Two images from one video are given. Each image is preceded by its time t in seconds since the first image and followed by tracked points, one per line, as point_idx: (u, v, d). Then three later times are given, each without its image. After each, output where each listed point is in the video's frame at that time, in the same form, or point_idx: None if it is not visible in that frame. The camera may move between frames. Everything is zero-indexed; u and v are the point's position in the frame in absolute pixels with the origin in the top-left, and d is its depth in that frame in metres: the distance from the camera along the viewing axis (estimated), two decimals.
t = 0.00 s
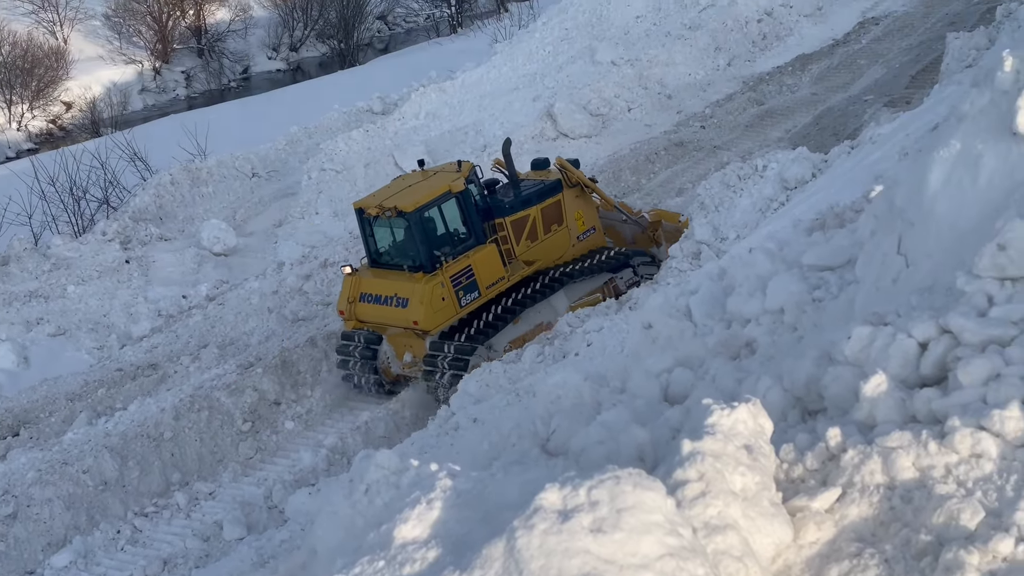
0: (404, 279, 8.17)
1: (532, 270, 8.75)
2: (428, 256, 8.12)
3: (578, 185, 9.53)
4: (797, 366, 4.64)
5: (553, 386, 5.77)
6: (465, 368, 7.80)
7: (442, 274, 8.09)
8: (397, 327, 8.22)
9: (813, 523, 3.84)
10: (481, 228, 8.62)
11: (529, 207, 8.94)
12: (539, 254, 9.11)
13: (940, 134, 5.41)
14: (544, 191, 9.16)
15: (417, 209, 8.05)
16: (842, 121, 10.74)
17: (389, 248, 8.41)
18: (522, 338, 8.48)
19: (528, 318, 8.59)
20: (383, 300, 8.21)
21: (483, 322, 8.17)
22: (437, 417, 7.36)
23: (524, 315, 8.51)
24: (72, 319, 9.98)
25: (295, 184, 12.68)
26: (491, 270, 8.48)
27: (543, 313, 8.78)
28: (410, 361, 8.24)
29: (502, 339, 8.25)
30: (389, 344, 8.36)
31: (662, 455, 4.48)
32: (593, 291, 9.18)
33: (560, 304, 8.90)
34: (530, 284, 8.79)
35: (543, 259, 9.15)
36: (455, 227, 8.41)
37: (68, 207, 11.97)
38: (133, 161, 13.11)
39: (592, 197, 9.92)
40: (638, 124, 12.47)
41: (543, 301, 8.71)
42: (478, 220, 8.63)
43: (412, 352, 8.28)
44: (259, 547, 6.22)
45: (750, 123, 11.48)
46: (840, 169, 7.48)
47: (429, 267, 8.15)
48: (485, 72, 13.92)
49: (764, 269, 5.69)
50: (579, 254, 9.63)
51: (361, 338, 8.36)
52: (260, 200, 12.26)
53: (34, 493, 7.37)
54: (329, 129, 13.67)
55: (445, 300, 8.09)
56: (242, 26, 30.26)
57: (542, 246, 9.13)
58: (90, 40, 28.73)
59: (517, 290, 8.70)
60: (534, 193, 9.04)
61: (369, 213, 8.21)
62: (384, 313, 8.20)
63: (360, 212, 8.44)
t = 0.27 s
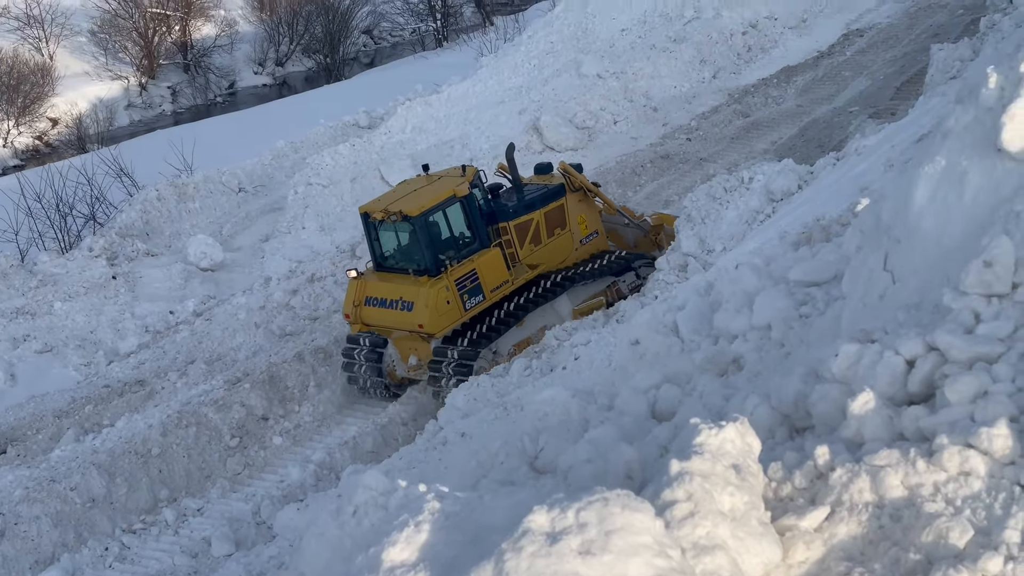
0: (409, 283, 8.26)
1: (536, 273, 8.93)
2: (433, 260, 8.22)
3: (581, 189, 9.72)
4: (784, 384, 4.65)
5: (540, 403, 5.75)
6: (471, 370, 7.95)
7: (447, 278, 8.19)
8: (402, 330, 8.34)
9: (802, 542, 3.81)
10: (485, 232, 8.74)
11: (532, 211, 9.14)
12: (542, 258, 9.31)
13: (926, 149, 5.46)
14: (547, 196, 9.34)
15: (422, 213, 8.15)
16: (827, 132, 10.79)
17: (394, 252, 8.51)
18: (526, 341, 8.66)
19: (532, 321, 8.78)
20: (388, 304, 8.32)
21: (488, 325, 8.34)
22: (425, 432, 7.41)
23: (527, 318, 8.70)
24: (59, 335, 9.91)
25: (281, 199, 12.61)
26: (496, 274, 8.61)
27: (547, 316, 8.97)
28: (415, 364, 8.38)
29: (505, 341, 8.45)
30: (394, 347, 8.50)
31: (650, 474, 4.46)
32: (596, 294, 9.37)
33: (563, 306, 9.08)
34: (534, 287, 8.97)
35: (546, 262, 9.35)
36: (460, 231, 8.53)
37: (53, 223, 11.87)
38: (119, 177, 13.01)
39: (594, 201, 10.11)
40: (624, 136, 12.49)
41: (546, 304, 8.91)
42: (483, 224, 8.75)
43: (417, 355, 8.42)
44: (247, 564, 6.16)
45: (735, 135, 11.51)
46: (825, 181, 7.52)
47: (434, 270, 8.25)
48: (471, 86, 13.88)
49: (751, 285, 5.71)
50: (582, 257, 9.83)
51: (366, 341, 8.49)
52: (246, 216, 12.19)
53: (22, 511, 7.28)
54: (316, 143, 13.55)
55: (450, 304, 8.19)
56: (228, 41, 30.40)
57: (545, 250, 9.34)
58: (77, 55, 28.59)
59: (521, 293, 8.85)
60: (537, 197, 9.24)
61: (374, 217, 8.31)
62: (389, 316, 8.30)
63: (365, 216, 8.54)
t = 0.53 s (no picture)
0: (418, 282, 8.44)
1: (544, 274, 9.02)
2: (441, 260, 8.39)
3: (589, 190, 9.82)
4: (775, 395, 4.66)
5: (532, 414, 5.73)
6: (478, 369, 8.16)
7: (455, 278, 8.36)
8: (410, 329, 8.52)
9: (794, 553, 3.80)
10: (494, 232, 8.89)
11: (541, 211, 9.20)
12: (551, 258, 9.38)
13: (915, 160, 5.52)
14: (556, 196, 9.43)
15: (431, 213, 8.31)
16: (817, 140, 10.83)
17: (403, 252, 8.69)
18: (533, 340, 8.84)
19: (538, 321, 8.94)
20: (397, 303, 8.50)
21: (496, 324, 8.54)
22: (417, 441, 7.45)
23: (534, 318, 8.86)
24: (50, 347, 9.86)
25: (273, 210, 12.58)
26: (503, 274, 8.76)
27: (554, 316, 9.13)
28: (423, 362, 8.57)
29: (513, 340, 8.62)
30: (403, 347, 8.67)
31: (642, 485, 4.45)
32: (603, 294, 9.47)
33: (571, 306, 9.21)
34: (541, 287, 9.10)
35: (554, 263, 9.43)
36: (469, 231, 8.69)
37: (45, 235, 11.82)
38: (110, 189, 12.96)
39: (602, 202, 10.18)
40: (615, 145, 12.52)
41: (553, 304, 9.06)
42: (491, 224, 8.89)
43: (425, 354, 8.62)
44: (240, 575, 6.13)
45: (726, 143, 11.54)
46: (816, 189, 7.54)
47: (443, 270, 8.42)
48: (461, 95, 13.81)
49: (742, 295, 5.72)
50: (590, 257, 9.90)
51: (376, 339, 8.67)
52: (237, 226, 12.16)
53: (13, 523, 7.24)
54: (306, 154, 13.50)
55: (458, 303, 8.37)
56: (218, 53, 30.39)
57: (553, 250, 9.41)
58: (67, 68, 28.48)
59: (529, 293, 9.00)
60: (545, 198, 9.30)
61: (385, 216, 8.48)
62: (398, 315, 8.49)
63: (375, 216, 8.71)
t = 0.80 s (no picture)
0: (428, 280, 8.53)
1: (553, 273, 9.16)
2: (451, 258, 8.47)
3: (600, 190, 9.94)
4: (770, 405, 4.66)
5: (527, 425, 5.72)
6: (486, 366, 8.22)
7: (464, 276, 8.43)
8: (420, 327, 8.61)
9: (789, 565, 3.79)
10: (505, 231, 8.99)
11: (551, 211, 9.35)
12: (560, 257, 9.52)
13: (908, 168, 5.56)
14: (567, 197, 9.56)
15: (442, 211, 8.40)
16: (811, 147, 10.84)
17: (414, 249, 8.79)
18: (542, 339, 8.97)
19: (547, 320, 9.06)
20: (407, 300, 8.58)
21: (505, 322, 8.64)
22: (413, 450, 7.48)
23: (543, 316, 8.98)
24: (44, 357, 9.82)
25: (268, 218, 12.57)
26: (513, 272, 8.87)
27: (564, 315, 9.25)
28: (433, 359, 8.67)
29: (521, 339, 8.74)
30: (413, 343, 8.78)
31: (637, 496, 4.44)
32: (611, 293, 9.62)
33: (579, 306, 9.34)
34: (551, 286, 9.22)
35: (564, 262, 9.56)
36: (479, 230, 8.78)
37: (38, 245, 11.78)
38: (103, 198, 12.92)
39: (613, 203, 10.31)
40: (609, 152, 12.52)
41: (563, 303, 9.17)
42: (502, 223, 8.99)
43: (435, 350, 8.72)
44: None
45: (720, 150, 11.55)
46: (810, 196, 7.55)
47: (453, 268, 8.51)
48: (455, 102, 13.76)
49: (736, 304, 5.72)
50: (599, 257, 10.05)
51: (387, 333, 8.78)
52: (231, 235, 12.15)
53: (7, 534, 7.20)
54: (300, 161, 13.45)
55: (468, 301, 8.45)
56: (212, 61, 30.40)
57: (563, 249, 9.55)
58: (61, 77, 28.37)
59: (539, 291, 9.12)
60: (556, 198, 9.45)
61: (395, 214, 8.58)
62: (408, 312, 8.56)
63: (386, 213, 8.82)
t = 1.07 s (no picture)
0: (438, 277, 8.67)
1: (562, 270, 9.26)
2: (461, 255, 8.61)
3: (608, 188, 10.03)
4: (766, 410, 4.67)
5: (523, 430, 5.72)
6: (496, 360, 8.31)
7: (474, 274, 8.56)
8: (429, 324, 8.73)
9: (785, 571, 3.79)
10: (514, 229, 9.11)
11: (560, 209, 9.46)
12: (569, 254, 9.61)
13: (902, 174, 5.60)
14: (575, 194, 9.67)
15: (451, 209, 8.54)
16: (805, 151, 10.87)
17: (424, 247, 8.92)
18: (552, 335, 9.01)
19: (558, 315, 9.11)
20: (417, 297, 8.72)
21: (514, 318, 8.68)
22: (409, 455, 7.49)
23: (552, 313, 9.03)
24: (39, 364, 9.78)
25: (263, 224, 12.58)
26: (523, 269, 8.99)
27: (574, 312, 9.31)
28: (442, 355, 8.75)
29: (532, 335, 8.77)
30: (422, 339, 8.88)
31: (633, 503, 4.44)
32: (621, 289, 9.70)
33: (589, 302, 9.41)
34: (560, 283, 9.29)
35: (573, 259, 9.64)
36: (488, 228, 8.92)
37: (33, 251, 11.76)
38: (98, 205, 12.89)
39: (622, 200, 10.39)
40: (604, 157, 12.53)
41: (572, 300, 9.24)
42: (511, 221, 9.14)
43: (444, 347, 8.81)
44: None
45: (714, 154, 11.57)
46: (805, 201, 7.57)
47: (462, 265, 8.64)
48: (450, 108, 13.72)
49: (732, 308, 5.73)
50: (609, 254, 10.12)
51: (398, 329, 8.93)
52: (226, 241, 12.14)
53: (3, 541, 7.24)
54: (295, 167, 13.42)
55: (477, 298, 8.57)
56: (206, 67, 30.32)
57: (572, 247, 9.64)
58: (55, 83, 28.28)
59: (548, 288, 9.19)
60: (565, 196, 9.56)
61: (405, 213, 8.72)
62: (418, 309, 8.70)
63: (397, 212, 8.97)
